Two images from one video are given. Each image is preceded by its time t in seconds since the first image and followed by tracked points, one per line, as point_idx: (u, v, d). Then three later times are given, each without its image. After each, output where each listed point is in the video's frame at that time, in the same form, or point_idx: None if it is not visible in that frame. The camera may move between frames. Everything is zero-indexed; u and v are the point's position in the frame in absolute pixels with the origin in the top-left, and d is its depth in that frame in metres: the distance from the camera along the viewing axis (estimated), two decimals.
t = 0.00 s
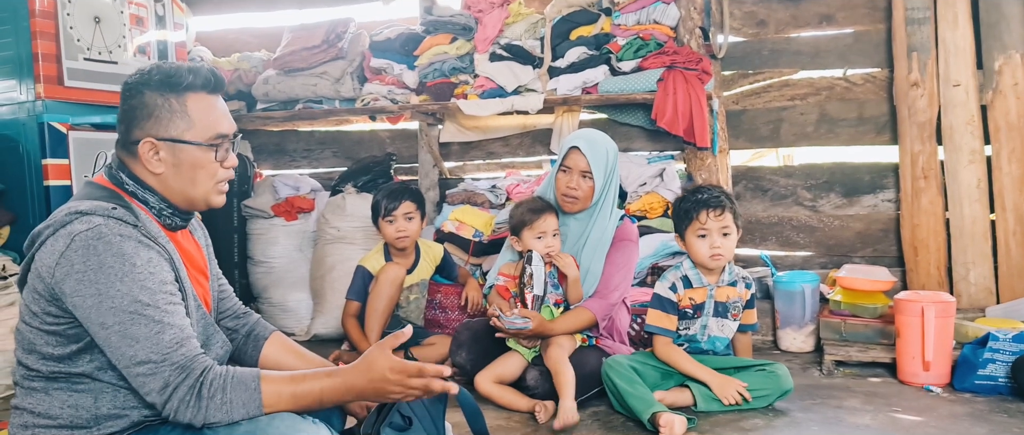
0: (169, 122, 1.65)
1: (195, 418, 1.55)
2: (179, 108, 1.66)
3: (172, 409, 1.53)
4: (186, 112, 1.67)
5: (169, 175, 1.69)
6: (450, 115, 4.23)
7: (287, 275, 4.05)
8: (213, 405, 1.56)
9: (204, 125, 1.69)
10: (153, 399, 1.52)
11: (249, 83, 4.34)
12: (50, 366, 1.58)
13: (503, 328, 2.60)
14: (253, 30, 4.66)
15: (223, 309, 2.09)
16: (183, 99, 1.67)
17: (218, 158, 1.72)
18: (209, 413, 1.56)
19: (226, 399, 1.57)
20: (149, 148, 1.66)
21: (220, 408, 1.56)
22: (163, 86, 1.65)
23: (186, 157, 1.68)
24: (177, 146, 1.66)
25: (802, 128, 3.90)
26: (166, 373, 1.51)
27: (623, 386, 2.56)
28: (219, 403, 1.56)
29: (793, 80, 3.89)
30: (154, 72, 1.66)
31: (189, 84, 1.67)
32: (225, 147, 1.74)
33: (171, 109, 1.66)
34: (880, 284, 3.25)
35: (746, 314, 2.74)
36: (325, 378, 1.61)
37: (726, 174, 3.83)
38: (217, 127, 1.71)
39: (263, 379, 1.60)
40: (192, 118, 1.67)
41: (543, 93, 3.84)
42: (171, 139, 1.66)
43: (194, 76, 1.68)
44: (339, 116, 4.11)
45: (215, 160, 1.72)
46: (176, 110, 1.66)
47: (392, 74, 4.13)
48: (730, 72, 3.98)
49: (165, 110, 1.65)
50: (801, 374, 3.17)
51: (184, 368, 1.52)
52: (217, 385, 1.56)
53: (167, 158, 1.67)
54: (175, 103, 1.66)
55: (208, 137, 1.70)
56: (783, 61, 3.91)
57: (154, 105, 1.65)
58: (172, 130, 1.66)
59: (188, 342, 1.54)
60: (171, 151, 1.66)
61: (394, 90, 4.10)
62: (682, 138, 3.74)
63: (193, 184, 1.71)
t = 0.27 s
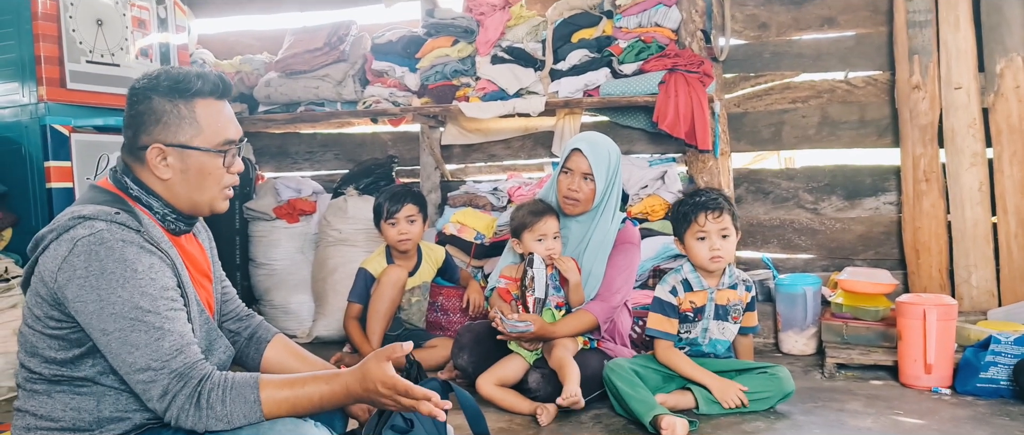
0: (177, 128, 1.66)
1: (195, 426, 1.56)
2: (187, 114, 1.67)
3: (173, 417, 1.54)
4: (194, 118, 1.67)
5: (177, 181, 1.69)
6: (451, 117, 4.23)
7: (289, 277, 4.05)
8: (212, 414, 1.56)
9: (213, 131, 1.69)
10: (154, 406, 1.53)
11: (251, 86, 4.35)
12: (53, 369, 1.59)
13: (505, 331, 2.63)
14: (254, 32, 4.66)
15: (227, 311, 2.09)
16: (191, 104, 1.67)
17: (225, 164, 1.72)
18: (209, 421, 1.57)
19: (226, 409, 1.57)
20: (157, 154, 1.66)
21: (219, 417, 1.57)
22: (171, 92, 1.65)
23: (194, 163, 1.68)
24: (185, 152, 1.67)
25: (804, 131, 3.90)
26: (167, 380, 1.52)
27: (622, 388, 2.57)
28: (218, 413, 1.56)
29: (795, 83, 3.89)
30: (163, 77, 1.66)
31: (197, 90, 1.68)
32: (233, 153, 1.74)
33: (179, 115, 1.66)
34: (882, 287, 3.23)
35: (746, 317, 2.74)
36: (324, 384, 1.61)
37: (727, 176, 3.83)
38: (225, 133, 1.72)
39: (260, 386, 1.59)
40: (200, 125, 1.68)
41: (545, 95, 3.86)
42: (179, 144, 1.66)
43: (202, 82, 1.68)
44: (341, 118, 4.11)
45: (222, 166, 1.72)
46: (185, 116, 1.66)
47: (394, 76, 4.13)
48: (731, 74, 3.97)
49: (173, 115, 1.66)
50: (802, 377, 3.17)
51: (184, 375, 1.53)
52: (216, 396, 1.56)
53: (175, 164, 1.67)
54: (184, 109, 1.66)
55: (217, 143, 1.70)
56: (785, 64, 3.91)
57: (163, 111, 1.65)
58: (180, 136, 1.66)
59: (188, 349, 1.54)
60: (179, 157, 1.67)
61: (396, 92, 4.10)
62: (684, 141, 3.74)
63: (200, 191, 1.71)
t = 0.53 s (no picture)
0: (175, 125, 1.65)
1: (198, 422, 1.56)
2: (186, 111, 1.66)
3: (175, 413, 1.53)
4: (192, 114, 1.67)
5: (176, 178, 1.69)
6: (452, 117, 4.22)
7: (290, 277, 4.05)
8: (217, 408, 1.57)
9: (212, 127, 1.69)
10: (155, 404, 1.53)
11: (252, 86, 4.34)
12: (53, 369, 1.58)
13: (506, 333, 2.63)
14: (255, 32, 4.65)
15: (229, 311, 2.08)
16: (189, 101, 1.67)
17: (225, 160, 1.72)
18: (213, 417, 1.57)
19: (231, 402, 1.58)
20: (156, 151, 1.65)
21: (225, 412, 1.57)
22: (169, 90, 1.65)
23: (194, 160, 1.68)
24: (184, 148, 1.66)
25: (806, 130, 3.89)
26: (169, 378, 1.51)
27: (625, 388, 2.56)
28: (224, 406, 1.57)
29: (797, 82, 3.89)
30: (159, 75, 1.66)
31: (194, 87, 1.67)
32: (232, 148, 1.73)
33: (177, 113, 1.66)
34: (884, 286, 3.23)
35: (749, 317, 2.73)
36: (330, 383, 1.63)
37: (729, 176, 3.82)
38: (223, 129, 1.71)
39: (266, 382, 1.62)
40: (198, 121, 1.67)
41: (546, 95, 3.85)
42: (179, 141, 1.66)
43: (199, 79, 1.68)
44: (342, 118, 4.10)
45: (222, 162, 1.72)
46: (183, 112, 1.66)
47: (395, 76, 4.13)
48: (732, 74, 3.96)
49: (171, 112, 1.65)
50: (804, 377, 3.16)
51: (187, 372, 1.53)
52: (223, 389, 1.57)
53: (175, 161, 1.67)
54: (182, 106, 1.66)
55: (216, 139, 1.70)
56: (787, 63, 3.90)
57: (161, 109, 1.65)
58: (178, 133, 1.65)
59: (189, 347, 1.54)
60: (179, 154, 1.66)
61: (398, 92, 4.09)
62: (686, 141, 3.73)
63: (199, 188, 1.71)
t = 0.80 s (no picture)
0: (162, 118, 1.65)
1: (207, 409, 1.56)
2: (172, 105, 1.66)
3: (185, 398, 1.53)
4: (179, 109, 1.66)
5: (166, 173, 1.68)
6: (450, 118, 4.19)
7: (287, 278, 4.04)
8: (227, 393, 1.58)
9: (198, 120, 1.69)
10: (163, 392, 1.52)
11: (249, 87, 4.33)
12: (47, 369, 1.58)
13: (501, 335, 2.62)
14: (252, 34, 4.65)
15: (222, 312, 2.08)
16: (174, 95, 1.67)
17: (213, 153, 1.72)
18: (222, 403, 1.58)
19: (239, 387, 1.60)
20: (144, 147, 1.65)
21: (233, 396, 1.59)
22: (153, 85, 1.65)
23: (182, 154, 1.67)
24: (171, 143, 1.66)
25: (803, 131, 3.89)
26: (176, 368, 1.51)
27: (622, 388, 2.56)
28: (233, 390, 1.59)
29: (793, 83, 3.88)
30: (143, 72, 1.65)
31: (178, 81, 1.67)
32: (221, 141, 1.74)
33: (162, 107, 1.65)
34: (881, 287, 3.22)
35: (745, 317, 2.73)
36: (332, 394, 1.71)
37: (726, 177, 3.82)
38: (211, 122, 1.71)
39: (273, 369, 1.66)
40: (185, 115, 1.67)
41: (543, 96, 3.85)
42: (166, 136, 1.65)
43: (184, 72, 1.68)
44: (339, 119, 4.10)
45: (212, 156, 1.72)
46: (169, 107, 1.66)
47: (392, 77, 4.12)
48: (730, 74, 3.97)
49: (157, 107, 1.65)
50: (801, 377, 3.15)
51: (197, 359, 1.54)
52: (233, 375, 1.60)
53: (164, 157, 1.67)
54: (167, 100, 1.66)
55: (203, 131, 1.70)
56: (784, 64, 3.90)
57: (145, 104, 1.64)
58: (166, 127, 1.65)
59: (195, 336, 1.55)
60: (167, 149, 1.66)
61: (394, 93, 4.09)
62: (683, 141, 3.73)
63: (190, 183, 1.71)
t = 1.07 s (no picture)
0: (154, 115, 1.65)
1: (196, 410, 1.56)
2: (163, 101, 1.66)
3: (173, 401, 1.54)
4: (171, 104, 1.67)
5: (160, 169, 1.68)
6: (448, 119, 4.19)
7: (285, 278, 4.05)
8: (216, 395, 1.58)
9: (190, 115, 1.69)
10: (153, 393, 1.53)
11: (248, 87, 4.34)
12: (44, 367, 1.58)
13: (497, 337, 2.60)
14: (251, 34, 4.65)
15: (220, 313, 2.08)
16: (165, 91, 1.67)
17: (207, 147, 1.72)
18: (211, 405, 1.58)
19: (229, 388, 1.60)
20: (137, 143, 1.65)
21: (223, 398, 1.59)
22: (144, 82, 1.66)
23: (175, 149, 1.67)
24: (164, 137, 1.66)
25: (801, 132, 3.89)
26: (166, 368, 1.51)
27: (618, 390, 2.56)
28: (223, 392, 1.59)
29: (791, 84, 3.89)
30: (135, 69, 1.67)
31: (169, 77, 1.68)
32: (213, 136, 1.73)
33: (155, 103, 1.66)
34: (878, 288, 3.21)
35: (739, 317, 2.72)
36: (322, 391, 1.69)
37: (724, 177, 3.83)
38: (203, 117, 1.71)
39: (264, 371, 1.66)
40: (177, 111, 1.67)
41: (541, 96, 3.85)
42: (159, 131, 1.66)
43: (175, 70, 1.68)
44: (337, 119, 4.10)
45: (205, 150, 1.72)
46: (160, 103, 1.66)
47: (390, 77, 4.12)
48: (728, 75, 3.97)
49: (149, 104, 1.66)
50: (798, 378, 3.16)
51: (186, 360, 1.53)
52: (222, 377, 1.59)
53: (156, 152, 1.67)
54: (158, 96, 1.66)
55: (196, 126, 1.70)
56: (781, 65, 3.90)
57: (138, 101, 1.65)
58: (158, 122, 1.66)
59: (186, 337, 1.55)
60: (160, 144, 1.66)
61: (393, 93, 4.08)
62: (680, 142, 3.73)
63: (184, 177, 1.71)
